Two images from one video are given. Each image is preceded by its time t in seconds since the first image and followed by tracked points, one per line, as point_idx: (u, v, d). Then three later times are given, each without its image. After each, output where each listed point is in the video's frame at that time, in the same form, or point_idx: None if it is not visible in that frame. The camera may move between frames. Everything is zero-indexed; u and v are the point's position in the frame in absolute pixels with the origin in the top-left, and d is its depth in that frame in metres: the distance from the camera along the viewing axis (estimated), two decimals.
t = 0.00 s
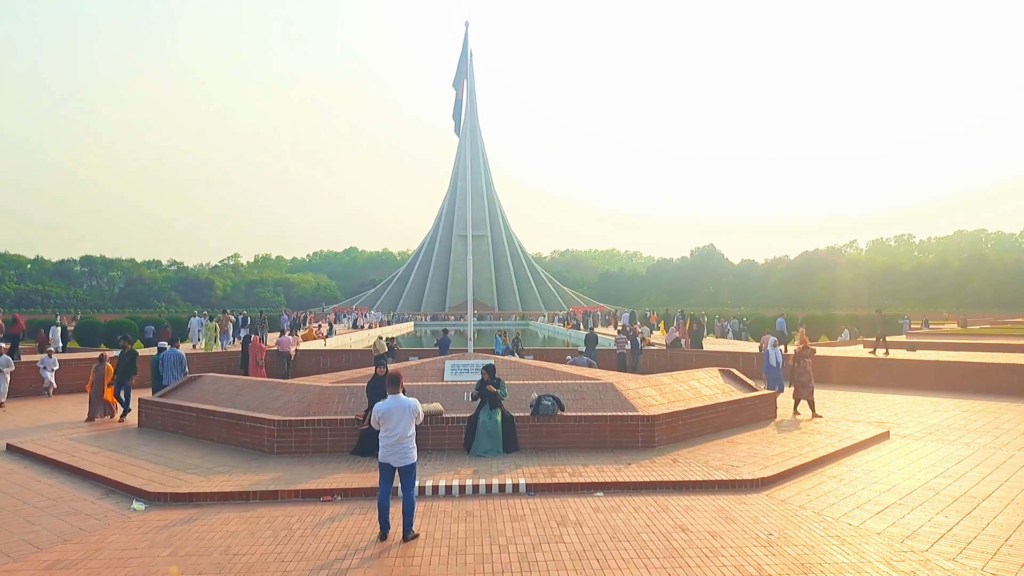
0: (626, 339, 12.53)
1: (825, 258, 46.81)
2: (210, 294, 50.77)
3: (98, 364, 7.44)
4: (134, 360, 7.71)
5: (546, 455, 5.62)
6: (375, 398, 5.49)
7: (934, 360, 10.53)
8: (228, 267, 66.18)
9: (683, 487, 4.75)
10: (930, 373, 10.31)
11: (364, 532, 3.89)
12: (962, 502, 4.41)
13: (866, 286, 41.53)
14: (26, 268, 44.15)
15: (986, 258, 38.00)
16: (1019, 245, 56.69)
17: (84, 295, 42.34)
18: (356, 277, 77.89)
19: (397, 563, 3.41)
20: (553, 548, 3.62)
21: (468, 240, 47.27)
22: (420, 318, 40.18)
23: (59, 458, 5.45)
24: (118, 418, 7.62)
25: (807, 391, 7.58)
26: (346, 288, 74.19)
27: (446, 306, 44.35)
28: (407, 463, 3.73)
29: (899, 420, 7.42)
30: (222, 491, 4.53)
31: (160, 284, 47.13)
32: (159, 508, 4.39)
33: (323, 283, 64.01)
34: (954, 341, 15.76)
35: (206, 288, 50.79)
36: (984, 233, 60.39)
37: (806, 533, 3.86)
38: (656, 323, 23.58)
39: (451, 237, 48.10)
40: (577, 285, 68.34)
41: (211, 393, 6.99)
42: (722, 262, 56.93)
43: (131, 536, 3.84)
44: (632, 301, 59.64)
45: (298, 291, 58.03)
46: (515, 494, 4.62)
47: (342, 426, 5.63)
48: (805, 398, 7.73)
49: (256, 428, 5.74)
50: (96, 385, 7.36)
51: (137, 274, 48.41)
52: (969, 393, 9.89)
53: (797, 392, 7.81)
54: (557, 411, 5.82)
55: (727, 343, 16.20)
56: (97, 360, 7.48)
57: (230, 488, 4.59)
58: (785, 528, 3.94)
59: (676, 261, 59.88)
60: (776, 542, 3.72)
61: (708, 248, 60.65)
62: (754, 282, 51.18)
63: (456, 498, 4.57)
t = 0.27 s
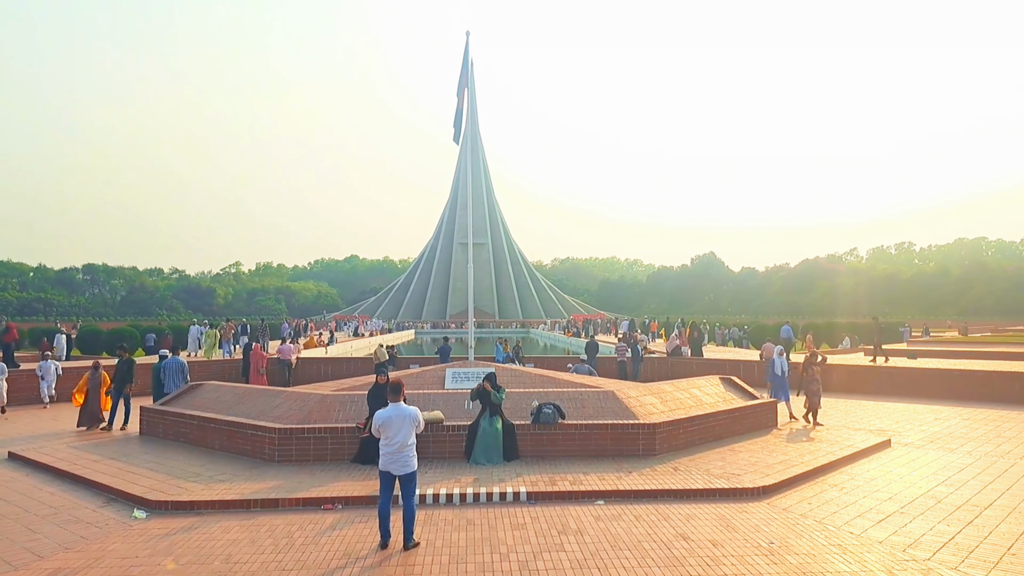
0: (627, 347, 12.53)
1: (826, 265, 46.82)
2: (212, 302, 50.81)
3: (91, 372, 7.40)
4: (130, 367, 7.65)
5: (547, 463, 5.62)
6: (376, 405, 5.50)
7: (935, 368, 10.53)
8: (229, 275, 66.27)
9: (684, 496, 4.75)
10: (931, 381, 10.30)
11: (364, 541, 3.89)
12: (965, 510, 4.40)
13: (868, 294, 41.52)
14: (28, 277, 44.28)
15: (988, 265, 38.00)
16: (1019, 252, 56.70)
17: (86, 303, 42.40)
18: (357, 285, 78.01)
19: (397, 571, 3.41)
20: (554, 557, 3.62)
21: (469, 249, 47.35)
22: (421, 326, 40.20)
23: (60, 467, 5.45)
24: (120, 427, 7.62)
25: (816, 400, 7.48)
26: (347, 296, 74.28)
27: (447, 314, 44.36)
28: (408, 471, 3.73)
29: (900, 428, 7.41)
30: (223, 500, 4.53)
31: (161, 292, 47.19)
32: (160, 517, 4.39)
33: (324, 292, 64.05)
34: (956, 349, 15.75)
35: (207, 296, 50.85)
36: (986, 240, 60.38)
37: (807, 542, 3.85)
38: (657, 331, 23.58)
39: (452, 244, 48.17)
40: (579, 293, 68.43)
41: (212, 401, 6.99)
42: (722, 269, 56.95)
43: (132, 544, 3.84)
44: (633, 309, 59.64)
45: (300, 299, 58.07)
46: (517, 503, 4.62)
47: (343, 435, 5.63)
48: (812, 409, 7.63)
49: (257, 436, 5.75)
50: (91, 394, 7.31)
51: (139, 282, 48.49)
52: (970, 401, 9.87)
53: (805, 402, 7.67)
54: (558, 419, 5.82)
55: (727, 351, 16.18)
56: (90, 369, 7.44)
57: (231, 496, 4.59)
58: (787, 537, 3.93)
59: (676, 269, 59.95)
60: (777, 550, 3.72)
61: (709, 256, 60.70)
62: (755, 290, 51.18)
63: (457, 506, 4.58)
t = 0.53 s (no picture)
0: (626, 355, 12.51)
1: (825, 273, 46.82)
2: (210, 310, 50.76)
3: (85, 381, 7.38)
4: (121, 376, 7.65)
5: (546, 471, 5.60)
6: (375, 413, 5.49)
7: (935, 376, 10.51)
8: (228, 283, 66.25)
9: (684, 504, 4.73)
10: (932, 390, 10.28)
11: (363, 550, 3.88)
12: (965, 519, 4.39)
13: (867, 302, 41.50)
14: (27, 285, 44.27)
15: (987, 273, 37.98)
16: (1019, 260, 56.68)
17: (84, 311, 42.35)
18: (356, 292, 78.02)
19: None
20: (554, 566, 3.60)
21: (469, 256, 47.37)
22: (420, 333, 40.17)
23: (58, 474, 5.43)
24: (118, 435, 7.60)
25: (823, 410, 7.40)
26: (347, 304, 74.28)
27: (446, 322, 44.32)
28: (407, 480, 3.72)
29: (901, 436, 7.39)
30: (222, 508, 4.51)
31: (160, 300, 47.20)
32: (158, 525, 4.38)
33: (323, 299, 64.04)
34: (956, 357, 15.73)
35: (207, 303, 50.82)
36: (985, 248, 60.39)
37: (808, 550, 3.84)
38: (657, 339, 23.55)
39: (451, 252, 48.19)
40: (578, 301, 68.41)
41: (211, 409, 6.97)
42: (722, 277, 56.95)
43: (130, 553, 3.83)
44: (633, 317, 59.61)
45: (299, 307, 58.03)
46: (516, 511, 4.61)
47: (342, 443, 5.61)
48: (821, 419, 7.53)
49: (256, 444, 5.73)
50: (85, 402, 7.29)
51: (138, 290, 48.51)
52: (971, 409, 9.85)
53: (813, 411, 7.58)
54: (557, 427, 5.80)
55: (727, 360, 16.15)
56: (82, 377, 7.42)
57: (229, 504, 4.58)
58: (787, 545, 3.92)
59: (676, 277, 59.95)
60: (778, 559, 3.71)
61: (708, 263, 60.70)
62: (754, 297, 51.15)
63: (456, 515, 4.56)
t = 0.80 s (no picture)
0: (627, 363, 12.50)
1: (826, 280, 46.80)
2: (211, 317, 50.77)
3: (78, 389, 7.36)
4: (114, 386, 7.63)
5: (547, 480, 5.59)
6: (376, 422, 5.48)
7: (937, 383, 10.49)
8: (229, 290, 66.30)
9: (686, 513, 4.72)
10: (934, 397, 10.25)
11: (363, 559, 3.86)
12: (968, 527, 4.37)
13: (868, 308, 41.46)
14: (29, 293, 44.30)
15: (988, 280, 37.96)
16: (1020, 267, 56.62)
17: (86, 319, 42.37)
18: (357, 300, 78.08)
19: None
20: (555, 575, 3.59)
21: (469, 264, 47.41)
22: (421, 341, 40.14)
23: (59, 483, 5.43)
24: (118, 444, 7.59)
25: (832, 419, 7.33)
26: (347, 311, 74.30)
27: (447, 329, 44.29)
28: (407, 488, 3.71)
29: (903, 444, 7.37)
30: (222, 517, 4.50)
31: (161, 307, 47.19)
32: (158, 534, 4.37)
33: (324, 306, 63.95)
34: (958, 364, 15.71)
35: (208, 311, 50.85)
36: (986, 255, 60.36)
37: (810, 559, 3.83)
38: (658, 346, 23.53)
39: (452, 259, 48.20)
40: (579, 308, 68.38)
41: (211, 417, 6.96)
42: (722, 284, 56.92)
43: (130, 562, 3.82)
44: (634, 324, 59.57)
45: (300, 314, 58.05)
46: (517, 520, 4.59)
47: (343, 451, 5.60)
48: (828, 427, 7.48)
49: (256, 452, 5.72)
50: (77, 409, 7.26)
51: (139, 298, 48.53)
52: (973, 416, 9.82)
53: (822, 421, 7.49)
54: (558, 435, 5.79)
55: (728, 368, 16.06)
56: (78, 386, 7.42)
57: (230, 513, 4.57)
58: (789, 554, 3.90)
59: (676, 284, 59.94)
60: (780, 568, 3.69)
61: (709, 270, 60.70)
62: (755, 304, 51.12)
63: (457, 524, 4.55)
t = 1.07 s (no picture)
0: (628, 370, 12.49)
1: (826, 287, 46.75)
2: (212, 325, 50.73)
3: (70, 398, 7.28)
4: (109, 394, 7.49)
5: (548, 488, 5.58)
6: (376, 429, 5.48)
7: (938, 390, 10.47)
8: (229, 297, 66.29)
9: (687, 521, 4.71)
10: (936, 404, 10.23)
11: (364, 567, 3.86)
12: (970, 535, 4.36)
13: (869, 316, 41.40)
14: (29, 300, 44.30)
15: (988, 287, 37.94)
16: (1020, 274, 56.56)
17: (86, 326, 42.32)
18: (357, 307, 78.08)
19: None
20: None
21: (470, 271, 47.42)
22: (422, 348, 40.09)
23: (59, 491, 5.42)
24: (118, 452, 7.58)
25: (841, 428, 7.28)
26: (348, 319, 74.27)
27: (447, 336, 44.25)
28: (408, 496, 3.71)
29: (904, 451, 7.35)
30: (222, 525, 4.49)
31: (161, 315, 47.12)
32: (159, 542, 4.36)
33: (324, 314, 63.92)
34: (959, 371, 15.68)
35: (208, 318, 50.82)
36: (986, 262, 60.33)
37: (811, 567, 3.82)
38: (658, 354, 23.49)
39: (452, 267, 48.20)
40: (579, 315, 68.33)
41: (212, 425, 6.96)
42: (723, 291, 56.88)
43: (130, 570, 3.81)
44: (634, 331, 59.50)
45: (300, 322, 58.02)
46: (517, 528, 4.59)
47: (343, 459, 5.60)
48: (836, 434, 7.42)
49: (256, 460, 5.72)
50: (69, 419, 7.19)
51: (140, 305, 48.53)
52: (975, 424, 9.80)
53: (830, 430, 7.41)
54: (559, 443, 5.77)
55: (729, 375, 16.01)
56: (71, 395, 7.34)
57: (230, 521, 4.56)
58: (791, 562, 3.89)
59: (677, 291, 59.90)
60: None
61: (709, 277, 60.67)
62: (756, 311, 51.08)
63: (457, 532, 4.54)
